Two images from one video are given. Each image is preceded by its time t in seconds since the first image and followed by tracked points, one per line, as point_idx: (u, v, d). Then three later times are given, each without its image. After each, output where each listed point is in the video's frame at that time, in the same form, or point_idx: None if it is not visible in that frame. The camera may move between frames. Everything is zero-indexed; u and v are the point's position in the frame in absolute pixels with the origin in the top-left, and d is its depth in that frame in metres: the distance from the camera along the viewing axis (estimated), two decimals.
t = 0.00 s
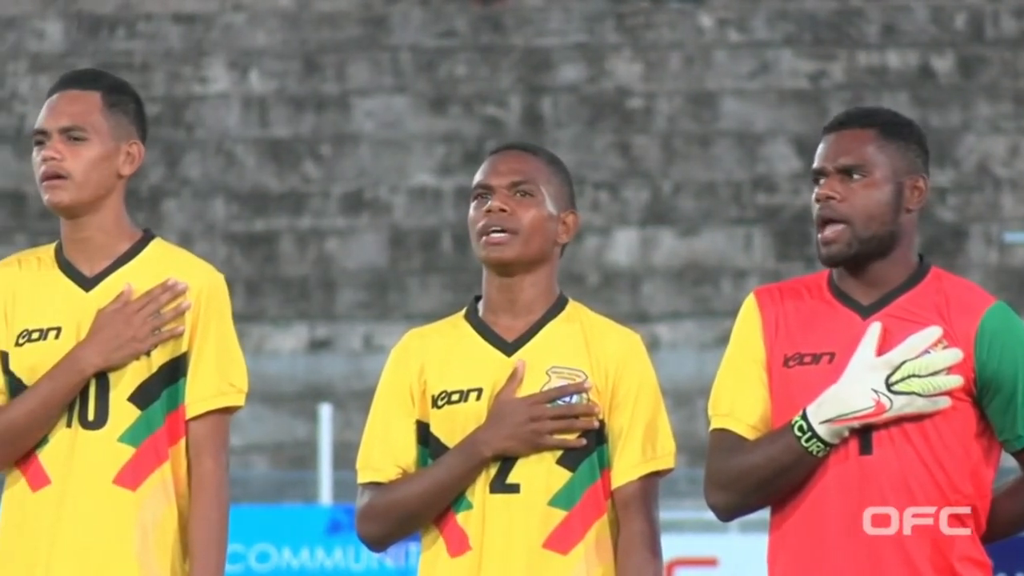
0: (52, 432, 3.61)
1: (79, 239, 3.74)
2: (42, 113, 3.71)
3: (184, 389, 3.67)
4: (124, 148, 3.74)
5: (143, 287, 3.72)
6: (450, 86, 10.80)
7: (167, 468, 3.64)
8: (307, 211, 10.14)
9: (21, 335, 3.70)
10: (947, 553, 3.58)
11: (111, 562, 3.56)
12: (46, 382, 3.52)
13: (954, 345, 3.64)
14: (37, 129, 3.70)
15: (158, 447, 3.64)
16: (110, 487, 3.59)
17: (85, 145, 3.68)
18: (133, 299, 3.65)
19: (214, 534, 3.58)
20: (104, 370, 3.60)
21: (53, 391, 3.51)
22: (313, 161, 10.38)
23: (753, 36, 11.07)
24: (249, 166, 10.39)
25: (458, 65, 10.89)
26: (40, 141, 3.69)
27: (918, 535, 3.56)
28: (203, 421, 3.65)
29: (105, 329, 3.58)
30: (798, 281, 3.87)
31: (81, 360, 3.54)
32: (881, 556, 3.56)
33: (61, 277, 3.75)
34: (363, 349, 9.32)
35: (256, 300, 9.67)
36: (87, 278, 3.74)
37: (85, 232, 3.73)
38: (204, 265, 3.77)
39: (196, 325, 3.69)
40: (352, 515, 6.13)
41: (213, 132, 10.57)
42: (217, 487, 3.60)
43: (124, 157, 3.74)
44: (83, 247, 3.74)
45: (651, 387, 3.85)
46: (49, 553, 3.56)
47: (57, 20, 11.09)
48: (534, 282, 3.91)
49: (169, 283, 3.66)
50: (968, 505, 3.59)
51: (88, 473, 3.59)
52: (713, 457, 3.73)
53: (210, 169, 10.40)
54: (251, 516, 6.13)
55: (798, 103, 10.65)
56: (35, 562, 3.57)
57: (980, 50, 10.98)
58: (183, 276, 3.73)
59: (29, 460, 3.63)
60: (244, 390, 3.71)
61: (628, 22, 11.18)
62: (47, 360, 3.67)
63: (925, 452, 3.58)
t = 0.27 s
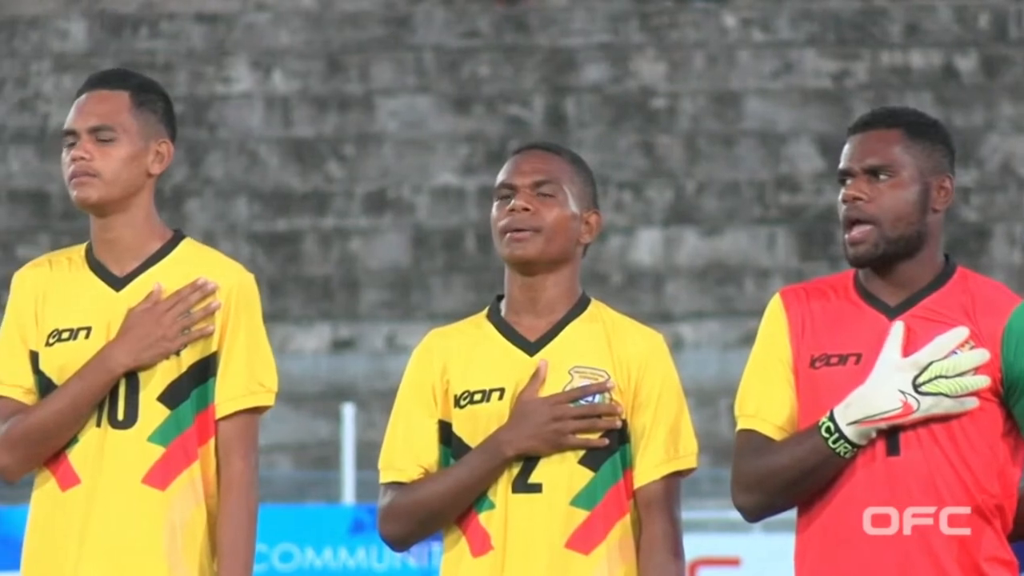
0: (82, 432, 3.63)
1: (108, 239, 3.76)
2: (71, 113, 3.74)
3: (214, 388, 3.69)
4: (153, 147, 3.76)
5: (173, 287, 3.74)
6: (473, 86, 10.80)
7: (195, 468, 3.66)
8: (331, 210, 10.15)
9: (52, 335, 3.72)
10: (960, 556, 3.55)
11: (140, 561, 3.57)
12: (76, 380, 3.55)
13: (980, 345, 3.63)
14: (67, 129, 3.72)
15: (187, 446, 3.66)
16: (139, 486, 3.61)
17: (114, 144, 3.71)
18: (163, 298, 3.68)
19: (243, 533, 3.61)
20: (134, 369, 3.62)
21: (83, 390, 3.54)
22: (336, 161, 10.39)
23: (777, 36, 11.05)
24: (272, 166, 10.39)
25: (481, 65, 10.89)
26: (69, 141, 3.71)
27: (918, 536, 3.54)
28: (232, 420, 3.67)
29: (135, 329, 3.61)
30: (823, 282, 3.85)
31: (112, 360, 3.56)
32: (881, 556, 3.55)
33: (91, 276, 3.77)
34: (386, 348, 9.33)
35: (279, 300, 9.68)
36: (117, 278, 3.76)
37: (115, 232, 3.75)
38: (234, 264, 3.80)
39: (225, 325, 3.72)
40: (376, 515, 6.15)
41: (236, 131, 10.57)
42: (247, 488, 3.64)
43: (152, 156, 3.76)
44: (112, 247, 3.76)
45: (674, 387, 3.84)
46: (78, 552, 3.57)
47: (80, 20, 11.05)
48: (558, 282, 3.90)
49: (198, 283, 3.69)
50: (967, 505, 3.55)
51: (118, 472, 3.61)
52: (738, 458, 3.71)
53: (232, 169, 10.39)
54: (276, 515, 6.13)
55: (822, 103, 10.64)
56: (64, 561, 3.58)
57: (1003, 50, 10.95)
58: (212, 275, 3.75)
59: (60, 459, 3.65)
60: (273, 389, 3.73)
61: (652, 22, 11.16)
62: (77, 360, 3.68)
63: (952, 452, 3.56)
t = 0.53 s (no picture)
0: (101, 433, 3.66)
1: (128, 239, 3.78)
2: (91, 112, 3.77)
3: (233, 389, 3.72)
4: (174, 147, 3.79)
5: (192, 287, 3.77)
6: (485, 86, 10.79)
7: (215, 469, 3.69)
8: (343, 211, 10.15)
9: (72, 336, 3.75)
10: (965, 557, 3.53)
11: (160, 561, 3.61)
12: (96, 382, 3.58)
13: (995, 345, 3.63)
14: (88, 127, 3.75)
15: (208, 447, 3.69)
16: (159, 487, 3.64)
17: (135, 143, 3.74)
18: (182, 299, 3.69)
19: (262, 532, 3.65)
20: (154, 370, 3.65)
21: (103, 391, 3.57)
22: (349, 161, 10.40)
23: (789, 36, 11.05)
24: (284, 166, 10.39)
25: (494, 65, 10.88)
26: (90, 140, 3.74)
27: (918, 535, 3.54)
28: (251, 421, 3.70)
29: (153, 330, 3.62)
30: (839, 279, 3.85)
31: (131, 360, 3.58)
32: (883, 556, 3.55)
33: (110, 276, 3.79)
34: (399, 348, 9.32)
35: (292, 300, 9.69)
36: (136, 278, 3.78)
37: (134, 232, 3.78)
38: (253, 265, 3.83)
39: (245, 326, 3.75)
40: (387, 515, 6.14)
41: (248, 131, 10.57)
42: (266, 488, 3.67)
43: (173, 155, 3.79)
44: (132, 247, 3.79)
45: (686, 386, 3.84)
46: (98, 552, 3.60)
47: (92, 20, 11.04)
48: (573, 281, 3.89)
49: (217, 283, 3.70)
50: (967, 505, 3.54)
51: (138, 471, 3.64)
52: (752, 454, 3.71)
53: (245, 169, 10.38)
54: (288, 517, 6.14)
55: (834, 103, 10.64)
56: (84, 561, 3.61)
57: (1015, 50, 10.95)
58: (232, 276, 3.78)
59: (80, 460, 3.68)
60: (292, 390, 3.77)
61: (664, 22, 11.14)
62: (97, 359, 3.72)
63: (967, 451, 3.55)
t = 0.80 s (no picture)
0: (122, 433, 3.64)
1: (147, 239, 3.76)
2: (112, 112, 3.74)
3: (253, 389, 3.68)
4: (194, 147, 3.77)
5: (211, 287, 3.73)
6: (497, 86, 10.78)
7: (236, 469, 3.65)
8: (354, 211, 10.15)
9: (92, 336, 3.72)
10: (966, 557, 3.53)
11: (181, 561, 3.58)
12: (115, 382, 3.55)
13: (1006, 338, 3.61)
14: (107, 128, 3.73)
15: (228, 447, 3.65)
16: (180, 487, 3.61)
17: (155, 144, 3.72)
18: (202, 300, 3.67)
19: (281, 532, 3.61)
20: (173, 370, 3.62)
21: (122, 391, 3.54)
22: (360, 161, 10.40)
23: (800, 37, 10.98)
24: (296, 165, 10.41)
25: (505, 66, 10.86)
26: (111, 140, 3.72)
27: (917, 536, 3.54)
28: (271, 420, 3.66)
29: (174, 331, 3.60)
30: (852, 272, 3.85)
31: (150, 362, 3.56)
32: (885, 553, 3.56)
33: (130, 276, 3.77)
34: (411, 348, 9.34)
35: (304, 300, 9.70)
36: (156, 278, 3.76)
37: (154, 232, 3.75)
38: (271, 265, 3.79)
39: (265, 326, 3.71)
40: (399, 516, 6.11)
41: (260, 131, 10.58)
42: (286, 488, 3.64)
43: (193, 156, 3.77)
44: (152, 247, 3.76)
45: (699, 382, 3.83)
46: (119, 553, 3.58)
47: (104, 20, 11.03)
48: (587, 280, 3.89)
49: (237, 284, 3.69)
50: (966, 504, 3.53)
51: (159, 472, 3.61)
52: (758, 442, 3.71)
53: (256, 169, 10.39)
54: (298, 517, 6.14)
55: (847, 103, 10.63)
56: (105, 561, 3.59)
57: None
58: (252, 276, 3.75)
59: (100, 460, 3.65)
60: (312, 389, 3.72)
61: (675, 23, 11.11)
62: (117, 360, 3.68)
63: (976, 443, 3.55)
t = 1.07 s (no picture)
0: (151, 432, 3.48)
1: (179, 238, 3.61)
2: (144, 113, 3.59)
3: (285, 389, 3.53)
4: (227, 149, 3.62)
5: (243, 288, 3.59)
6: (516, 86, 10.78)
7: (266, 470, 3.50)
8: (373, 211, 10.14)
9: (121, 335, 3.57)
10: (966, 557, 3.51)
11: (211, 563, 3.43)
12: (144, 381, 3.40)
13: None
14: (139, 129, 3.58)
15: (258, 447, 3.50)
16: (210, 487, 3.46)
17: (189, 146, 3.56)
18: (233, 299, 3.51)
19: (313, 533, 3.46)
20: (204, 370, 3.47)
21: (151, 390, 3.39)
22: (378, 161, 10.40)
23: (818, 36, 11.04)
24: (314, 165, 10.38)
25: (523, 66, 10.88)
26: (142, 142, 3.57)
27: (922, 535, 3.53)
28: (303, 421, 3.51)
29: (205, 330, 3.45)
30: (870, 275, 3.83)
31: (180, 361, 3.41)
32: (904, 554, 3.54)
33: (160, 274, 3.62)
34: (429, 348, 9.31)
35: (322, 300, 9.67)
36: (187, 278, 3.61)
37: (187, 232, 3.59)
38: (304, 265, 3.64)
39: (296, 326, 3.56)
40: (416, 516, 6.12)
41: (277, 131, 10.53)
42: (319, 489, 3.48)
43: (226, 158, 3.62)
44: (184, 246, 3.61)
45: (718, 382, 3.83)
46: (147, 555, 3.42)
47: (122, 20, 11.04)
48: (604, 282, 3.87)
49: (268, 283, 3.52)
50: (967, 504, 3.51)
51: (189, 472, 3.46)
52: (777, 445, 3.69)
53: (274, 169, 10.33)
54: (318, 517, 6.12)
55: (865, 103, 10.64)
56: (133, 564, 3.43)
57: None
58: (283, 276, 3.60)
59: (128, 461, 3.50)
60: (345, 391, 3.57)
61: (693, 23, 11.18)
62: (147, 361, 3.54)
63: (996, 443, 3.53)
